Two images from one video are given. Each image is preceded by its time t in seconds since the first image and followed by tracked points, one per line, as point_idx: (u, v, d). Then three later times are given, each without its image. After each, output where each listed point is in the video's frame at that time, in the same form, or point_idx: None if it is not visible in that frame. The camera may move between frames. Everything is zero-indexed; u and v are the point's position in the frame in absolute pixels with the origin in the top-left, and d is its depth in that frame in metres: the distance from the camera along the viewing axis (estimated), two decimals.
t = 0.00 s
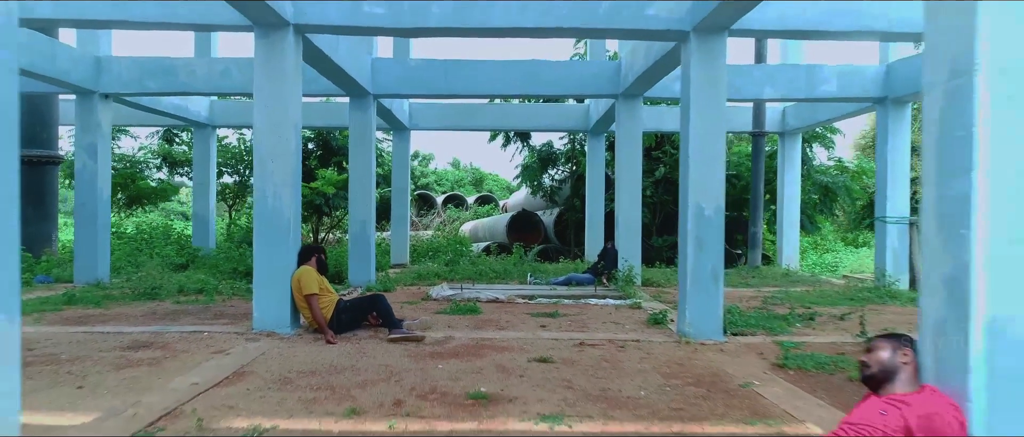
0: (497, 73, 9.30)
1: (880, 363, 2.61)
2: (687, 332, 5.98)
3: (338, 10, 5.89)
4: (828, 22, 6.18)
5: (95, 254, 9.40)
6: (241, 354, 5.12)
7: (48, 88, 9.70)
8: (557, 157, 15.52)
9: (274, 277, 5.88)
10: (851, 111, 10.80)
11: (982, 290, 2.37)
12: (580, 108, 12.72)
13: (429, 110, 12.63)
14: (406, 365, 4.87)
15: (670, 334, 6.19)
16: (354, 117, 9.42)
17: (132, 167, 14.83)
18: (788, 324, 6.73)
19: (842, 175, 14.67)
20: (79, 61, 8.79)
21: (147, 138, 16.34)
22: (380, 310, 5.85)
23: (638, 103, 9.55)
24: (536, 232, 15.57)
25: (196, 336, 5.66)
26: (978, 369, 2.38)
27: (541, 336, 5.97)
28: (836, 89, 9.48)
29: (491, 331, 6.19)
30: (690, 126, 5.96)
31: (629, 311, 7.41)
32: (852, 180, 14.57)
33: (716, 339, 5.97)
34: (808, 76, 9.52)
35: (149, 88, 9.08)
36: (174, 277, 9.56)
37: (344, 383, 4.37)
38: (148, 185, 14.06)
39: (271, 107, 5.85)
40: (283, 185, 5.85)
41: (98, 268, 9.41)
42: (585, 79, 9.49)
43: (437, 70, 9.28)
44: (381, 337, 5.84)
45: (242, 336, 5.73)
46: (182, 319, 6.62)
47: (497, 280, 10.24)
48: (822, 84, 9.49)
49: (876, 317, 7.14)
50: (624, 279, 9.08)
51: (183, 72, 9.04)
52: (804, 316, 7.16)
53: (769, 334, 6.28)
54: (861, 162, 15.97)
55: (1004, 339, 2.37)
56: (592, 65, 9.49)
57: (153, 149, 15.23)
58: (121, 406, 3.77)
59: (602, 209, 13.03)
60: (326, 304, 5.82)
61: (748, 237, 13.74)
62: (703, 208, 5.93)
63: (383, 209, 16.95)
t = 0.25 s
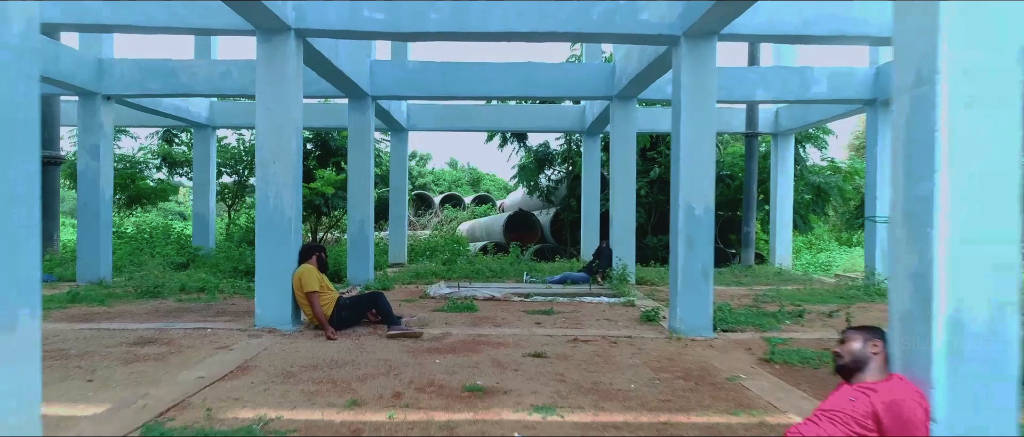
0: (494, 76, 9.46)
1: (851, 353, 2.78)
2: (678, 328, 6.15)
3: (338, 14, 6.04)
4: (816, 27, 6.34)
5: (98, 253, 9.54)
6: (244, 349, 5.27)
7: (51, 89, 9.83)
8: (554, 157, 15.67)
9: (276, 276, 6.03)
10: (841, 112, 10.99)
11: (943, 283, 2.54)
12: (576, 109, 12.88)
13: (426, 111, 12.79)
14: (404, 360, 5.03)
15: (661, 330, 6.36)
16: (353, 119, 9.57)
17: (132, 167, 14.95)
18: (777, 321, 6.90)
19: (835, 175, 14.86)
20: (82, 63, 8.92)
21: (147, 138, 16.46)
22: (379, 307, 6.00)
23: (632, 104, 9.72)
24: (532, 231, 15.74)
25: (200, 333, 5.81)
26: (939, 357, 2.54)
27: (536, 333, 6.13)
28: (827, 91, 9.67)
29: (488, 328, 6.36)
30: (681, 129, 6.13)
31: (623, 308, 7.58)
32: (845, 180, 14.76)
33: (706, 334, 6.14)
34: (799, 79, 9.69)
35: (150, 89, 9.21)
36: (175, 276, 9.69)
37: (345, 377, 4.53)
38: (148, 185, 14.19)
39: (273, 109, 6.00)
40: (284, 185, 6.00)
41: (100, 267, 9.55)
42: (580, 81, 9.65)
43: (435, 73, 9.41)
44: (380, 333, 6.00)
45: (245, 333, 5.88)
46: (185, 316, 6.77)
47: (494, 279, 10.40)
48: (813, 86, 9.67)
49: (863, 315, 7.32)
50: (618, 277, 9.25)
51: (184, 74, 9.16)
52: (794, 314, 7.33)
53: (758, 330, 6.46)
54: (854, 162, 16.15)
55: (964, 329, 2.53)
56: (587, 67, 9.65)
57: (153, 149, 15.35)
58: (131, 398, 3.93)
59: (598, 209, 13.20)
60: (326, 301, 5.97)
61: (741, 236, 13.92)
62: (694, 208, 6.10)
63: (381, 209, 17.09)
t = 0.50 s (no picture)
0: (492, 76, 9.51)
1: (841, 349, 2.85)
2: (675, 327, 6.22)
3: (338, 16, 6.09)
4: (812, 28, 6.40)
5: (98, 252, 9.60)
6: (246, 348, 5.34)
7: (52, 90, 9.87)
8: (552, 157, 15.76)
9: (276, 275, 6.09)
10: (837, 113, 11.07)
11: (930, 279, 2.60)
12: (574, 109, 12.94)
13: (425, 112, 12.85)
14: (404, 358, 5.10)
15: (658, 329, 6.43)
16: (352, 119, 9.63)
17: (132, 167, 15.00)
18: (773, 320, 6.97)
19: (832, 175, 14.94)
20: (83, 64, 8.97)
21: (147, 138, 16.50)
22: (378, 306, 6.07)
23: (630, 105, 9.79)
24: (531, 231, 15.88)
25: (202, 331, 5.88)
26: (925, 352, 2.60)
27: (534, 331, 6.20)
28: (823, 91, 9.76)
29: (486, 326, 6.43)
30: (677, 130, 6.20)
31: (620, 307, 7.65)
32: (842, 180, 14.83)
33: (702, 333, 6.20)
34: (795, 80, 9.77)
35: (151, 90, 9.26)
36: (175, 276, 9.75)
37: (345, 375, 4.59)
38: (148, 185, 14.23)
39: (273, 110, 6.06)
40: (284, 185, 6.05)
41: (101, 267, 9.61)
42: (578, 81, 9.71)
43: (433, 73, 9.46)
44: (380, 332, 6.06)
45: (246, 331, 5.94)
46: (186, 315, 6.83)
47: (493, 278, 10.47)
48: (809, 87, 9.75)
49: (857, 313, 7.39)
50: (616, 276, 9.32)
51: (184, 75, 9.20)
52: (790, 313, 7.40)
53: (754, 328, 6.53)
54: (852, 162, 16.23)
55: (949, 324, 2.59)
56: (585, 67, 9.71)
57: (153, 149, 15.40)
58: (135, 394, 3.99)
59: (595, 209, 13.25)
60: (326, 300, 6.03)
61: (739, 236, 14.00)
62: (690, 208, 6.17)
63: (380, 209, 17.15)
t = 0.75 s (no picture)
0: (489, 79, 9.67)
1: (816, 341, 3.00)
2: (666, 324, 6.39)
3: (338, 20, 6.25)
4: (800, 32, 6.56)
5: (100, 252, 9.73)
6: (248, 344, 5.49)
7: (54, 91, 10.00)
8: (548, 157, 15.96)
9: (277, 273, 6.24)
10: (828, 115, 11.26)
11: (897, 274, 2.76)
12: (569, 111, 13.11)
13: (423, 113, 13.01)
14: (402, 353, 5.25)
15: (650, 326, 6.59)
16: (351, 120, 9.78)
17: (132, 167, 15.11)
18: (763, 317, 7.14)
19: (824, 175, 15.13)
20: (85, 66, 9.10)
21: (146, 139, 16.61)
22: (377, 303, 6.22)
23: (624, 107, 9.96)
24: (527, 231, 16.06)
25: (204, 328, 6.02)
26: (893, 342, 2.77)
27: (529, 328, 6.35)
28: (813, 93, 9.95)
29: (482, 323, 6.58)
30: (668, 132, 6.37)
31: (614, 305, 7.81)
32: (834, 180, 15.02)
33: (693, 330, 6.37)
34: (786, 82, 9.95)
35: (152, 92, 9.40)
36: (175, 274, 9.88)
37: (345, 369, 4.74)
38: (147, 185, 14.35)
39: (274, 112, 6.21)
40: (285, 186, 6.20)
41: (102, 266, 9.75)
42: (574, 83, 9.87)
43: (431, 75, 9.60)
44: (378, 328, 6.21)
45: (248, 328, 6.09)
46: (188, 313, 6.97)
47: (489, 277, 10.63)
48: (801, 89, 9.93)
49: (845, 311, 7.56)
50: (610, 275, 9.49)
51: (185, 77, 9.34)
52: (779, 310, 7.57)
53: (743, 325, 6.70)
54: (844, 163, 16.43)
55: (915, 316, 2.76)
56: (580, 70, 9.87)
57: (152, 149, 15.51)
58: (143, 387, 4.14)
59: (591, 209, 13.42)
60: (326, 298, 6.19)
61: (732, 236, 14.18)
62: (680, 208, 6.34)
63: (377, 209, 17.29)
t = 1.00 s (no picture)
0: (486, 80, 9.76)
1: (802, 337, 3.09)
2: (661, 322, 6.49)
3: (338, 23, 6.33)
4: (793, 35, 6.65)
5: (100, 251, 9.82)
6: (249, 341, 5.58)
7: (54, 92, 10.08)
8: (546, 158, 16.08)
9: (277, 272, 6.33)
10: (822, 116, 11.38)
11: (879, 271, 2.87)
12: (566, 111, 13.22)
13: (421, 113, 13.10)
14: (401, 350, 5.34)
15: (645, 324, 6.69)
16: (349, 121, 9.86)
17: (131, 167, 15.18)
18: (756, 315, 7.25)
19: (819, 175, 15.25)
20: (85, 67, 9.17)
21: (145, 139, 16.68)
22: (376, 302, 6.31)
23: (620, 107, 10.06)
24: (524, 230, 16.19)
25: (205, 326, 6.11)
26: (875, 337, 2.87)
27: (526, 326, 6.45)
28: (807, 94, 10.06)
29: (479, 321, 6.68)
30: (663, 133, 6.47)
31: (609, 304, 7.92)
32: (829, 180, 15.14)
33: (687, 327, 6.47)
34: (781, 83, 10.06)
35: (153, 92, 9.48)
36: (175, 274, 9.96)
37: (345, 365, 4.83)
38: (146, 185, 14.42)
39: (275, 113, 6.30)
40: (285, 186, 6.29)
41: (103, 265, 9.83)
42: (570, 84, 9.97)
43: (429, 76, 9.69)
44: (377, 326, 6.31)
45: (248, 326, 6.18)
46: (189, 311, 7.06)
47: (486, 276, 10.74)
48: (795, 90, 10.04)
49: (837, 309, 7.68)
50: (606, 274, 9.60)
51: (185, 78, 9.42)
52: (773, 309, 7.68)
53: (737, 323, 6.80)
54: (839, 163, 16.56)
55: (897, 311, 2.86)
56: (577, 71, 9.97)
57: (152, 149, 15.58)
58: (147, 383, 4.23)
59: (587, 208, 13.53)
60: (325, 296, 6.28)
61: (728, 235, 14.30)
62: (675, 207, 6.44)
63: (376, 209, 17.38)
